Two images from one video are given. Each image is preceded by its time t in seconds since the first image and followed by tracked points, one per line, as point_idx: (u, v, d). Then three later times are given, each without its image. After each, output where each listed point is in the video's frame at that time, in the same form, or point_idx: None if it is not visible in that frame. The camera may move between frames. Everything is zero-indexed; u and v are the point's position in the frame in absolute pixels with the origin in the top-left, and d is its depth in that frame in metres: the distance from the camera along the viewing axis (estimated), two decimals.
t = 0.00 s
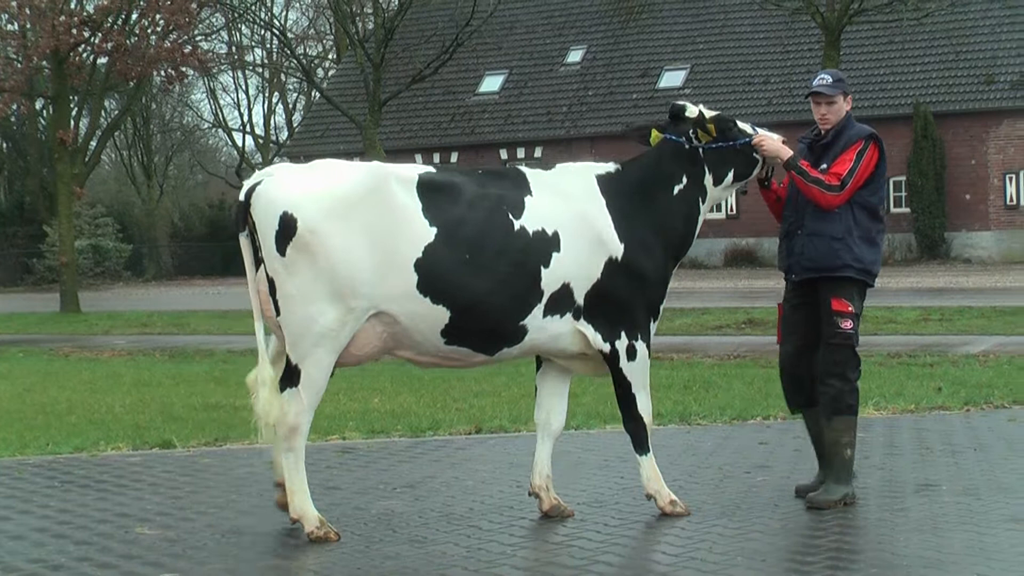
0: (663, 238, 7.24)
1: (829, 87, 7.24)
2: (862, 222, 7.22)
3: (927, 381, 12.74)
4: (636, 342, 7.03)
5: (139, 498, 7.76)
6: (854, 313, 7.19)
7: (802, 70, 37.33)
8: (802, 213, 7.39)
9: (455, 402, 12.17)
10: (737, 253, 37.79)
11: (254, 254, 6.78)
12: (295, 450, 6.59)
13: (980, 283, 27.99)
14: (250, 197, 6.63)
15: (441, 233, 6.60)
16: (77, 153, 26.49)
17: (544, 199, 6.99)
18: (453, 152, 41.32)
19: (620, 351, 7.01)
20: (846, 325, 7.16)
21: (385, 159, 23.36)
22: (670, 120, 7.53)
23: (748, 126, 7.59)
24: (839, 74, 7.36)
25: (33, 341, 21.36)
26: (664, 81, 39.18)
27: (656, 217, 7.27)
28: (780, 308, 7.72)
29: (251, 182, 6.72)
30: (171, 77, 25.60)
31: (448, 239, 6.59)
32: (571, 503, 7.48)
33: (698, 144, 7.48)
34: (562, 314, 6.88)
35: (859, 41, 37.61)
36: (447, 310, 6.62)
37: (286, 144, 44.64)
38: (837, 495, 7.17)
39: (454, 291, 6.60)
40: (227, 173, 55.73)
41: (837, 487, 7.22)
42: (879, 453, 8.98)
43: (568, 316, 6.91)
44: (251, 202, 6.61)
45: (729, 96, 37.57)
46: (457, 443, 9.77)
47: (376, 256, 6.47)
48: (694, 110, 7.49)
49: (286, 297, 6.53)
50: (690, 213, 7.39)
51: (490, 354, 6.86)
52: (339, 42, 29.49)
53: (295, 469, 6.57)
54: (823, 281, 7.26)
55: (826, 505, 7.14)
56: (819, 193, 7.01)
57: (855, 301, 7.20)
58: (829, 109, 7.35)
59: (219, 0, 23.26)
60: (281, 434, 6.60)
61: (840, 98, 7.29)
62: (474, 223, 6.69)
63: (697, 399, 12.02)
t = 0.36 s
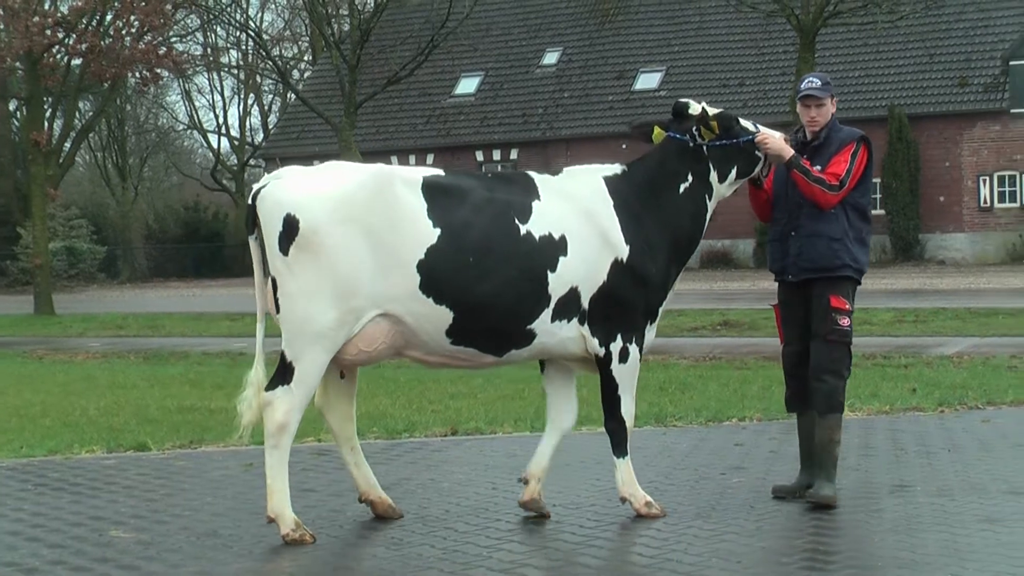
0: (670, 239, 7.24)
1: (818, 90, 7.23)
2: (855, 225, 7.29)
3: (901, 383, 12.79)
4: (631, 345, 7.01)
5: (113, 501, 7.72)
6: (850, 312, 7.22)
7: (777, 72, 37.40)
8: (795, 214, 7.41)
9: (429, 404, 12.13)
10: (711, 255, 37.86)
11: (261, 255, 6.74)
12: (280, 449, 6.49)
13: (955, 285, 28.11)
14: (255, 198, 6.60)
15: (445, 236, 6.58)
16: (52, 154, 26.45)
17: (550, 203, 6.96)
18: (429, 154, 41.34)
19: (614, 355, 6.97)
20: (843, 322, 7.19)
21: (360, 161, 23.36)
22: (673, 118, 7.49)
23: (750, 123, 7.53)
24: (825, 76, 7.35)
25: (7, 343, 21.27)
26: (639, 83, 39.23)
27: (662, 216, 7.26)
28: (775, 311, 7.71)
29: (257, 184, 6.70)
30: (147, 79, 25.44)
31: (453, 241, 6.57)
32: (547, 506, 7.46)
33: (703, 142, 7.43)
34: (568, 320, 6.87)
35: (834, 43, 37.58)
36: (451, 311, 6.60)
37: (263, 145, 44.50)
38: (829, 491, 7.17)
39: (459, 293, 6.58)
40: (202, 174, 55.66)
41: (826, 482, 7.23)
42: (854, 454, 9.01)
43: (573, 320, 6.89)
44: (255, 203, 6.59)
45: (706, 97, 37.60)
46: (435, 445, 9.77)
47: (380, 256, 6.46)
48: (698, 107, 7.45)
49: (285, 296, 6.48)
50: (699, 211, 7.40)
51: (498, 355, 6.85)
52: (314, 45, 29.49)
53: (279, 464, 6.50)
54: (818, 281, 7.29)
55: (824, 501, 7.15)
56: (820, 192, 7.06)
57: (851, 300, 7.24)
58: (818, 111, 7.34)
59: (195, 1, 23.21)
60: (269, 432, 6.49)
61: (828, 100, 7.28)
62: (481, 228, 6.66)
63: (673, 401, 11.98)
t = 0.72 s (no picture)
0: (666, 238, 7.20)
1: (819, 95, 7.31)
2: (856, 227, 7.33)
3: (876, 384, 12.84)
4: (618, 344, 6.97)
5: (86, 504, 7.70)
6: (854, 313, 7.27)
7: (752, 73, 37.46)
8: (797, 215, 7.45)
9: (402, 407, 12.12)
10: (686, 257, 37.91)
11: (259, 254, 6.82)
12: (264, 446, 6.50)
13: (929, 286, 28.21)
14: (254, 198, 6.69)
15: (438, 240, 6.66)
16: (24, 156, 26.25)
17: (546, 204, 6.96)
18: (404, 155, 41.29)
19: (602, 353, 6.94)
20: (848, 325, 7.24)
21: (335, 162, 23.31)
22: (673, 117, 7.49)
23: (749, 124, 7.54)
24: (829, 81, 7.44)
25: None
26: (614, 85, 39.29)
27: (657, 215, 7.23)
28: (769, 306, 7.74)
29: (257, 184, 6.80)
30: (120, 80, 25.29)
31: (446, 247, 6.65)
32: (524, 507, 7.47)
33: (699, 142, 7.44)
34: (560, 318, 6.87)
35: (805, 50, 37.62)
36: (442, 315, 6.67)
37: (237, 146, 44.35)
38: (858, 490, 7.34)
39: (449, 296, 6.65)
40: (176, 175, 55.52)
41: (859, 478, 7.41)
42: (827, 454, 9.05)
43: (566, 319, 6.89)
44: (253, 203, 6.67)
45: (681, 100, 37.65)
46: (411, 446, 9.77)
47: (372, 259, 6.55)
48: (697, 108, 7.46)
49: (277, 295, 6.57)
50: (697, 210, 7.39)
51: (490, 355, 6.91)
52: (288, 47, 29.44)
53: (260, 463, 6.51)
54: (820, 282, 7.32)
55: (852, 499, 7.31)
56: (820, 195, 7.05)
57: (853, 301, 7.28)
58: (821, 115, 7.41)
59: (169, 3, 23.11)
60: (253, 426, 6.52)
61: (832, 104, 7.37)
62: (474, 231, 6.73)
63: (650, 402, 12.05)
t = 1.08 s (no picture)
0: (650, 242, 7.22)
1: (811, 100, 7.41)
2: (855, 228, 7.35)
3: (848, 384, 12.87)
4: (595, 343, 6.96)
5: (57, 505, 7.66)
6: (849, 314, 7.33)
7: (724, 74, 37.57)
8: (798, 216, 7.51)
9: (375, 408, 12.10)
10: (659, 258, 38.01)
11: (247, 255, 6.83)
12: (244, 447, 6.51)
13: (903, 287, 28.32)
14: (243, 202, 6.70)
15: (424, 244, 6.68)
16: None
17: (530, 206, 6.96)
18: (377, 156, 41.26)
19: (578, 353, 6.93)
20: (841, 326, 7.31)
21: (308, 163, 23.28)
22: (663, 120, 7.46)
23: (741, 128, 7.52)
24: (824, 83, 7.49)
25: None
26: (587, 86, 39.37)
27: (642, 217, 7.23)
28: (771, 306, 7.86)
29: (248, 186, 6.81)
30: (92, 80, 25.18)
31: (433, 250, 6.67)
32: (498, 508, 7.47)
33: (687, 146, 7.43)
34: (543, 317, 6.90)
35: (777, 52, 37.81)
36: (428, 317, 6.69)
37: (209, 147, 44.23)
38: (831, 490, 7.38)
39: (437, 299, 6.68)
40: (147, 176, 55.35)
41: (831, 480, 7.44)
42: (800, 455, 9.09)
43: (548, 319, 6.91)
44: (243, 206, 6.68)
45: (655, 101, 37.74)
46: (385, 448, 9.77)
47: (359, 264, 6.56)
48: (686, 113, 7.42)
49: (264, 298, 6.57)
50: (684, 213, 7.39)
51: (475, 354, 6.94)
52: (262, 47, 29.41)
53: (240, 463, 6.52)
54: (820, 284, 7.38)
55: (824, 500, 7.36)
56: (814, 196, 7.12)
57: (850, 303, 7.34)
58: (817, 119, 7.49)
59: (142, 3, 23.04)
60: (234, 426, 6.51)
61: (827, 107, 7.44)
62: (460, 233, 6.75)
63: (624, 402, 12.11)
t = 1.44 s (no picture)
0: (639, 242, 7.24)
1: (790, 105, 7.43)
2: (837, 228, 7.44)
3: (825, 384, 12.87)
4: (581, 342, 6.97)
5: (34, 507, 7.64)
6: (828, 312, 7.36)
7: (702, 75, 37.66)
8: (781, 216, 7.56)
9: (352, 408, 12.08)
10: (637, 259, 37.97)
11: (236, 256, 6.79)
12: (229, 445, 6.47)
13: (880, 287, 28.36)
14: (234, 205, 6.66)
15: (416, 245, 6.68)
16: None
17: (522, 205, 6.97)
18: (354, 156, 41.25)
19: (564, 350, 6.93)
20: (819, 323, 7.34)
21: (286, 163, 23.24)
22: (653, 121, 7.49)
23: (729, 127, 7.58)
24: (803, 86, 7.52)
25: None
26: (565, 86, 39.40)
27: (631, 218, 7.24)
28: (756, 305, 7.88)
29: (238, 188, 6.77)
30: (68, 80, 25.02)
31: (423, 250, 6.68)
32: (476, 509, 7.46)
33: (678, 146, 7.46)
34: (532, 316, 6.91)
35: (755, 51, 37.90)
36: (419, 316, 6.70)
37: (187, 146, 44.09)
38: (807, 489, 7.40)
39: (428, 298, 6.68)
40: (124, 176, 55.19)
41: (807, 479, 7.47)
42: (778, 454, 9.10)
43: (536, 317, 6.92)
44: (234, 209, 6.65)
45: (633, 101, 37.82)
46: (360, 448, 9.75)
47: (350, 266, 6.56)
48: (675, 114, 7.47)
49: (252, 299, 6.53)
50: (672, 214, 7.41)
51: (465, 352, 6.96)
52: (239, 47, 29.38)
53: (224, 461, 6.47)
54: (799, 283, 7.43)
55: (800, 499, 7.36)
56: (799, 196, 7.16)
57: (829, 301, 7.38)
58: (799, 122, 7.53)
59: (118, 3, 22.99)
60: (220, 424, 6.47)
61: (806, 110, 7.46)
62: (452, 233, 6.76)
63: (602, 402, 12.08)
